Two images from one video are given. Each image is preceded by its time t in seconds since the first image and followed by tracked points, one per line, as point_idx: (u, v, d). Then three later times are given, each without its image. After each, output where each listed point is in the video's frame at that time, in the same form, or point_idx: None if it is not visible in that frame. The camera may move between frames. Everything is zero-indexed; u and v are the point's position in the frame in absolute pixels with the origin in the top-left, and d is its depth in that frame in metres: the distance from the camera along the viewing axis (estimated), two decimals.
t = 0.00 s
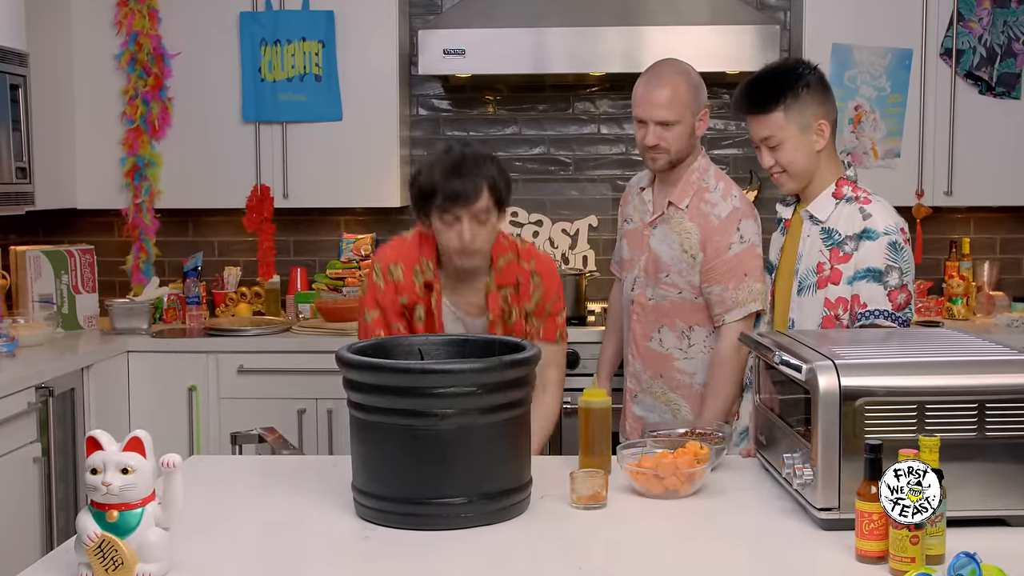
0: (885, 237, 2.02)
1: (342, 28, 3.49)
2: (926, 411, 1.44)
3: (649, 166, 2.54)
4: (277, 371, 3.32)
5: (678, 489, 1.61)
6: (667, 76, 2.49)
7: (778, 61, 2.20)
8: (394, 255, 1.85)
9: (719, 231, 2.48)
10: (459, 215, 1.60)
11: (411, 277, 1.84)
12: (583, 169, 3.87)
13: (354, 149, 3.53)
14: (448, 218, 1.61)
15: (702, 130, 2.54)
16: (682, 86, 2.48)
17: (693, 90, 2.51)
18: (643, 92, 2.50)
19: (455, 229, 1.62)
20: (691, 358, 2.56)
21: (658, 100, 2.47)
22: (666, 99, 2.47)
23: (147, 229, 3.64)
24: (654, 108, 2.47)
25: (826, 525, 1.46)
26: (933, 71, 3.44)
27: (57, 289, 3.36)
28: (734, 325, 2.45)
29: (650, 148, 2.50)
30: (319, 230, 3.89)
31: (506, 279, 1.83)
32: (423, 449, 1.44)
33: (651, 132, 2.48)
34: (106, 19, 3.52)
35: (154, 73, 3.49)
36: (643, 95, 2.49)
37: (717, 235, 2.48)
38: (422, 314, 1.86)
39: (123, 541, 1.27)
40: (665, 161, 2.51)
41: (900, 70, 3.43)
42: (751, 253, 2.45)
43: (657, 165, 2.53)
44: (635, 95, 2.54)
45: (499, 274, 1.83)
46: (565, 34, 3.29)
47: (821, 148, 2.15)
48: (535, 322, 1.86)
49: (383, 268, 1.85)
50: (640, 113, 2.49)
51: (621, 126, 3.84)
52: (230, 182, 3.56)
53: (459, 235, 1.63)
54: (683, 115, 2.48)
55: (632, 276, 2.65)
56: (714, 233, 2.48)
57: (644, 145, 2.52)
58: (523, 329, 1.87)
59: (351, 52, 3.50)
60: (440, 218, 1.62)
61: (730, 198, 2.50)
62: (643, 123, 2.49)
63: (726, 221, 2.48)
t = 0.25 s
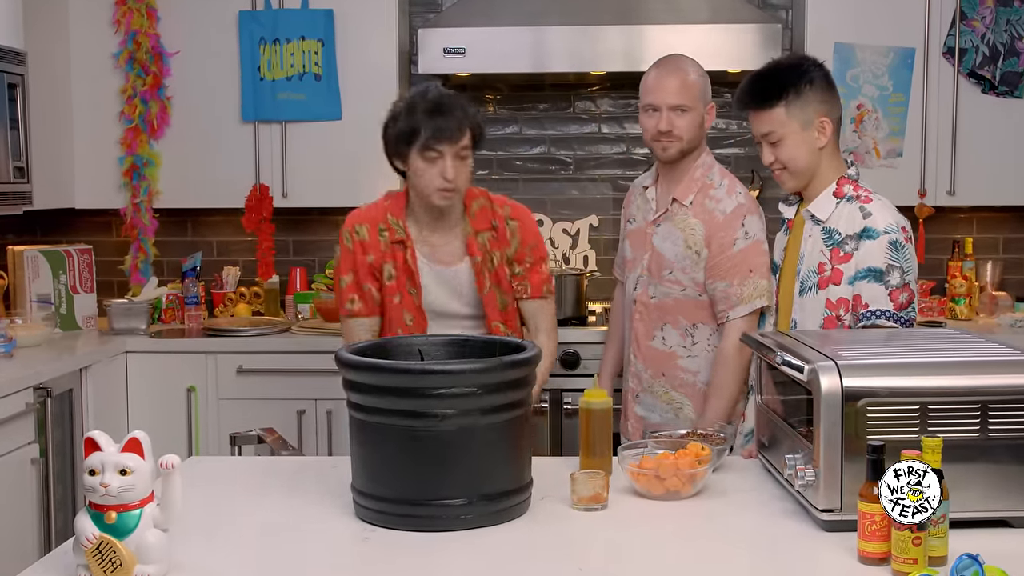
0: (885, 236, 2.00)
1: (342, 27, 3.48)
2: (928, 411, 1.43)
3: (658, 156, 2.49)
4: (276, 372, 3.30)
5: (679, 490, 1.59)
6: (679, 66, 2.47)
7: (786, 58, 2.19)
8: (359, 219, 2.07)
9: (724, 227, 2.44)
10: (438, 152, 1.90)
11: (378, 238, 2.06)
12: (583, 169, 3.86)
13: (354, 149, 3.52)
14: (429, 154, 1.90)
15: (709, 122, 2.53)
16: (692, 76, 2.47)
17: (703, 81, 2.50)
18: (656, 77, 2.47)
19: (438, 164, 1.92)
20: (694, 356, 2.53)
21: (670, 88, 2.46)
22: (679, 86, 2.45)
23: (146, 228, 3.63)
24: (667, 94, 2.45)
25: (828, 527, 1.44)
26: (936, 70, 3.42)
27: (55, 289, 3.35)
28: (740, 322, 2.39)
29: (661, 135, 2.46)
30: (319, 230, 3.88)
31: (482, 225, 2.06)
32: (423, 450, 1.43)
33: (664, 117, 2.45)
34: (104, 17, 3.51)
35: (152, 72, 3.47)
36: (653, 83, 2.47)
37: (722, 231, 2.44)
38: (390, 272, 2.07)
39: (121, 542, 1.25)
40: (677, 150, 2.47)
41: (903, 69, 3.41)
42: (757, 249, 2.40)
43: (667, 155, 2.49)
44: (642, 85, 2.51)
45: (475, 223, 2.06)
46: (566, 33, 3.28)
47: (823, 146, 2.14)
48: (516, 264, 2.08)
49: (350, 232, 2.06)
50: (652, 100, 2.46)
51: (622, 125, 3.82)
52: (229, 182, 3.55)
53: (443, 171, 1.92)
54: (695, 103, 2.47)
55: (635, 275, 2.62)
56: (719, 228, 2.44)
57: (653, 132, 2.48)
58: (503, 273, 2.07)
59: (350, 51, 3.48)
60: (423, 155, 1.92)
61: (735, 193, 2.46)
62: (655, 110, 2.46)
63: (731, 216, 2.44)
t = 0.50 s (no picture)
0: (890, 237, 1.98)
1: (342, 26, 3.47)
2: (930, 412, 1.42)
3: (663, 153, 2.47)
4: (276, 372, 3.29)
5: (680, 491, 1.58)
6: (683, 65, 2.46)
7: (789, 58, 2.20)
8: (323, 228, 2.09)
9: (729, 223, 2.42)
10: (394, 135, 1.92)
11: (344, 238, 2.07)
12: (584, 168, 3.85)
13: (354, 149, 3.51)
14: (386, 137, 1.92)
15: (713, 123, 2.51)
16: (697, 74, 2.44)
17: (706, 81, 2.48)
18: (660, 75, 2.45)
19: (395, 148, 1.93)
20: (700, 354, 2.49)
21: (675, 86, 2.43)
22: (684, 83, 2.43)
23: (145, 228, 3.62)
24: (672, 92, 2.42)
25: (830, 528, 1.43)
26: (938, 69, 3.41)
27: (53, 289, 3.34)
28: (745, 317, 2.37)
29: (667, 132, 2.44)
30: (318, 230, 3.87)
31: (456, 204, 2.10)
32: (423, 451, 1.42)
33: (671, 114, 2.42)
34: (102, 17, 3.50)
35: (151, 71, 3.47)
36: (658, 81, 2.45)
37: (727, 227, 2.42)
38: (354, 272, 2.08)
39: (120, 543, 1.24)
40: (682, 147, 2.45)
41: (905, 68, 3.40)
42: (762, 244, 2.39)
43: (673, 153, 2.46)
44: (646, 85, 2.49)
45: (447, 203, 2.09)
46: (567, 33, 3.27)
47: (822, 146, 2.13)
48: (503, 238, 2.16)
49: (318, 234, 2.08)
50: (657, 98, 2.43)
51: (623, 125, 3.81)
52: (229, 182, 3.54)
53: (400, 153, 1.93)
54: (702, 101, 2.44)
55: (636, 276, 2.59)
56: (724, 224, 2.42)
57: (659, 130, 2.45)
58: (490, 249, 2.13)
59: (350, 50, 3.47)
60: (380, 139, 1.94)
61: (739, 191, 2.45)
62: (662, 107, 2.43)
63: (735, 212, 2.42)
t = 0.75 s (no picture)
0: (892, 237, 1.97)
1: (341, 25, 3.46)
2: (932, 412, 1.41)
3: (661, 152, 2.45)
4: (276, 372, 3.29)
5: (681, 492, 1.57)
6: (681, 64, 2.45)
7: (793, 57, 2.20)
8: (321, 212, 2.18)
9: (730, 220, 2.40)
10: (403, 124, 2.00)
11: (338, 223, 2.15)
12: (585, 168, 3.84)
13: (354, 149, 3.50)
14: (395, 126, 2.01)
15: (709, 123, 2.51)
16: (695, 73, 2.44)
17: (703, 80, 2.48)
18: (659, 75, 2.44)
19: (404, 136, 2.02)
20: (701, 352, 2.47)
21: (674, 85, 2.42)
22: (682, 82, 2.42)
23: (144, 228, 3.61)
24: (671, 92, 2.41)
25: (832, 529, 1.42)
26: (941, 69, 3.40)
27: (52, 290, 3.33)
28: (747, 312, 2.35)
29: (666, 131, 2.42)
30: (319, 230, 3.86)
31: (459, 193, 2.16)
32: (424, 452, 1.41)
33: (670, 113, 2.41)
34: (101, 16, 3.50)
35: (151, 71, 3.46)
36: (656, 80, 2.43)
37: (728, 223, 2.40)
38: (344, 256, 2.14)
39: (119, 544, 1.23)
40: (681, 147, 2.43)
41: (907, 67, 3.40)
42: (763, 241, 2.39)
43: (671, 152, 2.44)
44: (643, 85, 2.48)
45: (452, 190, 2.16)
46: (568, 32, 3.26)
47: (819, 146, 2.14)
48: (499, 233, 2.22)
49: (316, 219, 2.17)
50: (655, 97, 2.42)
51: (624, 125, 3.81)
52: (230, 182, 3.53)
53: (408, 143, 2.02)
54: (699, 100, 2.44)
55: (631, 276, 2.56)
56: (726, 221, 2.40)
57: (657, 129, 2.44)
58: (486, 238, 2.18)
59: (350, 49, 3.46)
60: (390, 128, 2.02)
61: (737, 188, 2.45)
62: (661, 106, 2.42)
63: (737, 210, 2.41)
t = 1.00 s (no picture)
0: (891, 236, 1.96)
1: (341, 25, 3.45)
2: (935, 413, 1.40)
3: (658, 152, 2.40)
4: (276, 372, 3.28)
5: (683, 493, 1.57)
6: (667, 62, 2.40)
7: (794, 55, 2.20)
8: (326, 193, 2.15)
9: (724, 215, 2.39)
10: (413, 104, 2.07)
11: (346, 202, 2.13)
12: (586, 168, 3.83)
13: (355, 149, 3.49)
14: (405, 105, 2.07)
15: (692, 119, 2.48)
16: (683, 72, 2.40)
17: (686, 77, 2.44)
18: (650, 75, 2.38)
19: (413, 116, 2.08)
20: (693, 346, 2.43)
21: (666, 84, 2.37)
22: (673, 82, 2.37)
23: (144, 228, 3.60)
24: (665, 91, 2.36)
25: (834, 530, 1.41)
26: (943, 69, 3.40)
27: (51, 290, 3.32)
28: (741, 306, 2.37)
29: (664, 131, 2.38)
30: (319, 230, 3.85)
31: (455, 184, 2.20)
32: (424, 453, 1.40)
33: (669, 114, 2.36)
34: (100, 15, 3.49)
35: (150, 70, 3.45)
36: (646, 80, 2.38)
37: (722, 218, 2.39)
38: (353, 234, 2.13)
39: (118, 545, 1.22)
40: (677, 146, 2.41)
41: (909, 67, 3.39)
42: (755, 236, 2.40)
43: (667, 151, 2.40)
44: (630, 84, 2.42)
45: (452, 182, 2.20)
46: (569, 31, 3.25)
47: (815, 146, 2.13)
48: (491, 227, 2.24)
49: (318, 201, 2.14)
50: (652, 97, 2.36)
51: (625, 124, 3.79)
52: (230, 181, 3.53)
53: (417, 122, 2.08)
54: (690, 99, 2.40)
55: (614, 275, 2.48)
56: (719, 216, 2.39)
57: (653, 129, 2.39)
58: (482, 230, 2.20)
59: (350, 48, 3.45)
60: (400, 108, 2.08)
61: (725, 184, 2.43)
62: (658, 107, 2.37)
63: (729, 205, 2.40)
